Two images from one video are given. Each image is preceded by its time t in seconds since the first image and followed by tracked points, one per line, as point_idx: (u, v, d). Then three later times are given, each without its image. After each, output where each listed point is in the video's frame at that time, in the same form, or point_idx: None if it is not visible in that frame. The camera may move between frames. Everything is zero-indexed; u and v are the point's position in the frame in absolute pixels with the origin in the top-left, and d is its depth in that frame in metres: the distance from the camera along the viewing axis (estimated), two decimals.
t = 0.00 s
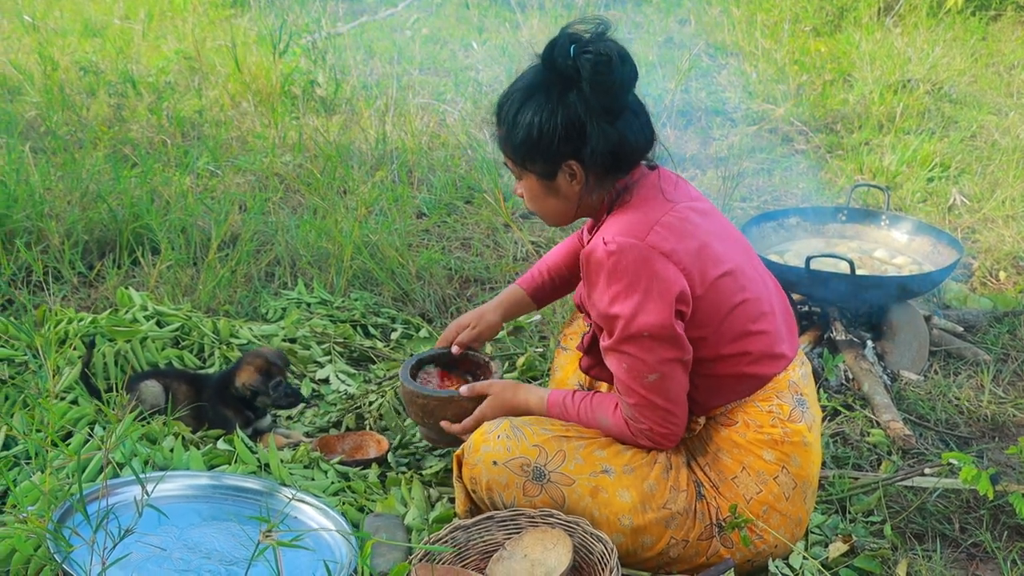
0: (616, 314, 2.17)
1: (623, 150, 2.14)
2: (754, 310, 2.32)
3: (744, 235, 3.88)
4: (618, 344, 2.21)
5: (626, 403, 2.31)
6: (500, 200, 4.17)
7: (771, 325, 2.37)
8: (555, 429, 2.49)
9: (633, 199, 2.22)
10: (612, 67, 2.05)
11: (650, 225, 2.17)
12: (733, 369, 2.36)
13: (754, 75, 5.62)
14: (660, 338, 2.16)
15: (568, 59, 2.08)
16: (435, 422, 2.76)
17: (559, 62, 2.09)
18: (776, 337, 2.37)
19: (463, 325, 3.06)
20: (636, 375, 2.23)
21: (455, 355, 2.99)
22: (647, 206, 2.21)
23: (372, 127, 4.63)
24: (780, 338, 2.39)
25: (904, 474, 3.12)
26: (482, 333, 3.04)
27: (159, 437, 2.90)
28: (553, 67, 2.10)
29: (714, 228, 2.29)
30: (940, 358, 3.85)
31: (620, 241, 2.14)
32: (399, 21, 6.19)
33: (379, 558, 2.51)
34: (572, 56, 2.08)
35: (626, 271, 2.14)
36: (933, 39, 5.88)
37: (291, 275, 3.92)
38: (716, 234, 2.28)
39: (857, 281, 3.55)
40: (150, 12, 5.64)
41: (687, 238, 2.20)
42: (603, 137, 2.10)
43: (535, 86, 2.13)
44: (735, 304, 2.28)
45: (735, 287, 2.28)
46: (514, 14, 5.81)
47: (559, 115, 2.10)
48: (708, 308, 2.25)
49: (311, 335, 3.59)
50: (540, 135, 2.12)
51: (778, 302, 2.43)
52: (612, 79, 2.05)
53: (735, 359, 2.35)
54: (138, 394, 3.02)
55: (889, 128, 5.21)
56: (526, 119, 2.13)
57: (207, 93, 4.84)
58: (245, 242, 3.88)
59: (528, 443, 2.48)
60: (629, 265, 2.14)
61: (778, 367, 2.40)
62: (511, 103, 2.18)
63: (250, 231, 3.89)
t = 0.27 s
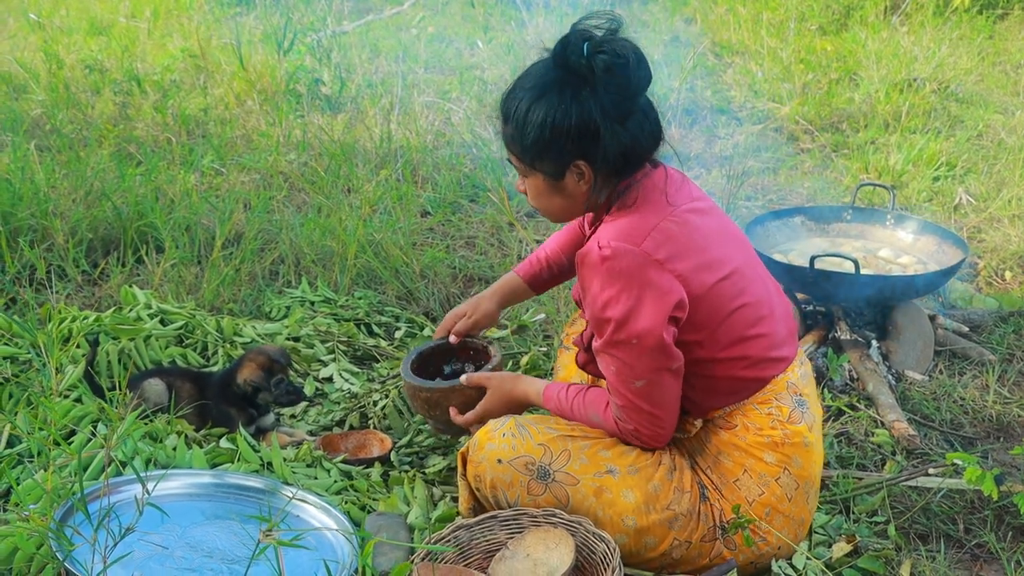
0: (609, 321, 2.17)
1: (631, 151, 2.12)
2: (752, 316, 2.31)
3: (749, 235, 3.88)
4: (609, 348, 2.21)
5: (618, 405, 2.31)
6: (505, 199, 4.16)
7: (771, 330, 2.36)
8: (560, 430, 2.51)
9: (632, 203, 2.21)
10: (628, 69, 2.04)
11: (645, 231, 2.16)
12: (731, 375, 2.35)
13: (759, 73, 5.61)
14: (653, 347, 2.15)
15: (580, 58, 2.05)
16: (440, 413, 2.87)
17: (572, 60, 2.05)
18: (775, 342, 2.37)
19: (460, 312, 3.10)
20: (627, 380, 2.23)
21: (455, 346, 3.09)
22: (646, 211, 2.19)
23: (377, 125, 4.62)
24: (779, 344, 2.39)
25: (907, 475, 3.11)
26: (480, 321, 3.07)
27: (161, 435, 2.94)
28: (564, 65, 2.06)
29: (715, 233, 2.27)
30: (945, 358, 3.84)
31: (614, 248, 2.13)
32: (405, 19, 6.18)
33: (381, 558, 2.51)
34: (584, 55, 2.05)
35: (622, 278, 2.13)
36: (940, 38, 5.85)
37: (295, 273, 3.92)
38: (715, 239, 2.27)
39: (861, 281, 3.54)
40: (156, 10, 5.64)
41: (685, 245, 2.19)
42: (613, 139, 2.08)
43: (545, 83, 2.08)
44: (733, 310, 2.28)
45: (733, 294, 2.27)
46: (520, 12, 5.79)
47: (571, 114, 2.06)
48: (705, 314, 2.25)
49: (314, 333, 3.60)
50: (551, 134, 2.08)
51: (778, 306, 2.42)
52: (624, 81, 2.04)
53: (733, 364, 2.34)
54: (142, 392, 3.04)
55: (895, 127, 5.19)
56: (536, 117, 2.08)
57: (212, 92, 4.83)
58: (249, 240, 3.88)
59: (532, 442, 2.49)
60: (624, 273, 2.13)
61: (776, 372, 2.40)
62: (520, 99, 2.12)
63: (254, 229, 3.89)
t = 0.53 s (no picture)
0: (589, 344, 2.20)
1: (609, 169, 2.10)
2: (736, 324, 2.31)
3: (755, 233, 3.86)
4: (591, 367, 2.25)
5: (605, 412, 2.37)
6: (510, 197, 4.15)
7: (757, 337, 2.36)
8: (563, 427, 2.50)
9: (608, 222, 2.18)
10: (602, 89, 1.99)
11: (623, 252, 2.15)
12: (715, 384, 2.37)
13: (765, 71, 5.59)
14: (633, 368, 2.19)
15: (552, 79, 2.00)
16: (424, 414, 2.87)
17: (544, 81, 2.00)
18: (760, 349, 2.37)
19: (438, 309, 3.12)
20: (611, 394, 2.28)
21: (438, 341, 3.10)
22: (623, 230, 2.17)
23: (383, 123, 4.61)
24: (765, 349, 2.39)
25: (915, 474, 3.09)
26: (459, 316, 3.09)
27: (166, 434, 2.95)
28: (538, 85, 2.02)
29: (694, 243, 2.25)
30: (952, 357, 3.82)
31: (591, 273, 2.14)
32: (411, 16, 6.16)
33: (384, 556, 2.51)
34: (557, 75, 2.00)
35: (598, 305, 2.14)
36: (947, 35, 5.82)
37: (300, 271, 3.92)
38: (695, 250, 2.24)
39: (866, 279, 3.53)
40: (161, 7, 5.63)
41: (663, 264, 2.17)
42: (592, 160, 2.06)
43: (518, 106, 2.04)
44: (715, 321, 2.28)
45: (715, 305, 2.27)
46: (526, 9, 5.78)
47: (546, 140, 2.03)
48: (687, 327, 2.25)
49: (319, 331, 3.60)
50: (527, 159, 2.06)
51: (764, 306, 2.41)
52: (598, 102, 2.00)
53: (717, 374, 2.35)
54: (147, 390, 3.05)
55: (902, 124, 5.16)
56: (512, 143, 2.06)
57: (217, 89, 4.82)
58: (254, 238, 3.88)
59: (535, 439, 2.49)
60: (601, 301, 2.13)
61: (763, 377, 2.41)
62: (493, 122, 2.09)
63: (259, 227, 3.89)
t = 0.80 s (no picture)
0: (573, 372, 2.21)
1: (573, 203, 2.05)
2: (719, 334, 2.29)
3: (760, 230, 3.85)
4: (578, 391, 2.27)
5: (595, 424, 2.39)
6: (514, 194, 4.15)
7: (739, 345, 2.33)
8: (562, 427, 2.49)
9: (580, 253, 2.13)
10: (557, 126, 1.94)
11: (597, 281, 2.13)
12: (700, 394, 2.36)
13: (771, 68, 5.56)
14: (620, 393, 2.22)
15: (506, 120, 1.95)
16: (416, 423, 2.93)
17: (500, 123, 1.95)
18: (744, 357, 2.34)
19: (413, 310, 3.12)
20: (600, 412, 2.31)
21: (416, 345, 3.15)
22: (596, 258, 2.14)
23: (388, 119, 4.58)
24: (749, 354, 2.36)
25: (922, 473, 3.07)
26: (435, 319, 3.11)
27: (170, 431, 2.96)
28: (492, 127, 1.96)
29: (669, 258, 2.21)
30: (957, 355, 3.82)
31: (566, 309, 2.12)
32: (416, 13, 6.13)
33: (387, 553, 2.52)
34: (511, 116, 1.96)
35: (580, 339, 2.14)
36: (954, 32, 5.79)
37: (304, 268, 3.92)
38: (670, 265, 2.20)
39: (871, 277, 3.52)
40: (166, 4, 5.62)
41: (639, 290, 2.14)
42: (555, 200, 2.01)
43: (473, 150, 1.98)
44: (697, 335, 2.26)
45: (695, 318, 2.24)
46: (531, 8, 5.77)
47: (503, 185, 1.97)
48: (669, 347, 2.24)
49: (323, 328, 3.60)
50: (489, 205, 2.00)
51: (746, 306, 2.38)
52: (555, 138, 1.95)
53: (702, 386, 2.34)
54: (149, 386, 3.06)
55: (908, 122, 5.14)
56: (471, 190, 2.00)
57: (222, 86, 4.81)
58: (258, 235, 3.88)
59: (534, 439, 2.49)
60: (582, 336, 2.13)
61: (750, 381, 2.39)
62: (449, 167, 2.03)
63: (263, 224, 3.89)
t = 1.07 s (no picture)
0: (563, 395, 2.24)
1: (542, 234, 2.02)
2: (705, 342, 2.26)
3: (765, 226, 3.83)
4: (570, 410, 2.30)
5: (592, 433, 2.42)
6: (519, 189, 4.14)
7: (727, 353, 2.30)
8: (562, 427, 2.51)
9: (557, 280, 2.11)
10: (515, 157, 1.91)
11: (574, 308, 2.12)
12: (691, 403, 2.36)
13: (778, 63, 5.54)
14: (610, 411, 2.25)
15: (463, 161, 1.92)
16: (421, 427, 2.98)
17: (458, 164, 1.93)
18: (732, 364, 2.31)
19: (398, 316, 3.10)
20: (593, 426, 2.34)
21: (405, 346, 3.15)
22: (573, 283, 2.12)
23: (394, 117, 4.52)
24: (738, 359, 2.32)
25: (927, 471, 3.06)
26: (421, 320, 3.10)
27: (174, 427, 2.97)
28: (451, 169, 1.94)
29: (648, 273, 2.17)
30: (962, 352, 3.81)
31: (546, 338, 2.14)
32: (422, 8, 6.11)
33: (391, 549, 2.53)
34: (469, 156, 1.92)
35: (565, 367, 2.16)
36: (961, 28, 5.76)
37: (308, 264, 3.92)
38: (648, 281, 2.17)
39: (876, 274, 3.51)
40: None
41: (619, 312, 2.12)
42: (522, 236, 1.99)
43: (435, 194, 1.96)
44: (683, 347, 2.24)
45: (679, 331, 2.22)
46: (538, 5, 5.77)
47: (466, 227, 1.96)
48: (655, 362, 2.24)
49: (327, 324, 3.62)
50: (455, 243, 2.00)
51: (733, 308, 2.32)
52: (513, 176, 1.92)
53: (692, 396, 2.34)
54: (154, 382, 3.06)
55: (914, 118, 5.12)
56: (438, 233, 1.99)
57: (228, 82, 4.81)
58: (263, 230, 3.88)
59: (534, 438, 2.51)
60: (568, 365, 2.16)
61: (740, 387, 2.36)
62: (414, 210, 2.02)
63: (268, 219, 3.88)
